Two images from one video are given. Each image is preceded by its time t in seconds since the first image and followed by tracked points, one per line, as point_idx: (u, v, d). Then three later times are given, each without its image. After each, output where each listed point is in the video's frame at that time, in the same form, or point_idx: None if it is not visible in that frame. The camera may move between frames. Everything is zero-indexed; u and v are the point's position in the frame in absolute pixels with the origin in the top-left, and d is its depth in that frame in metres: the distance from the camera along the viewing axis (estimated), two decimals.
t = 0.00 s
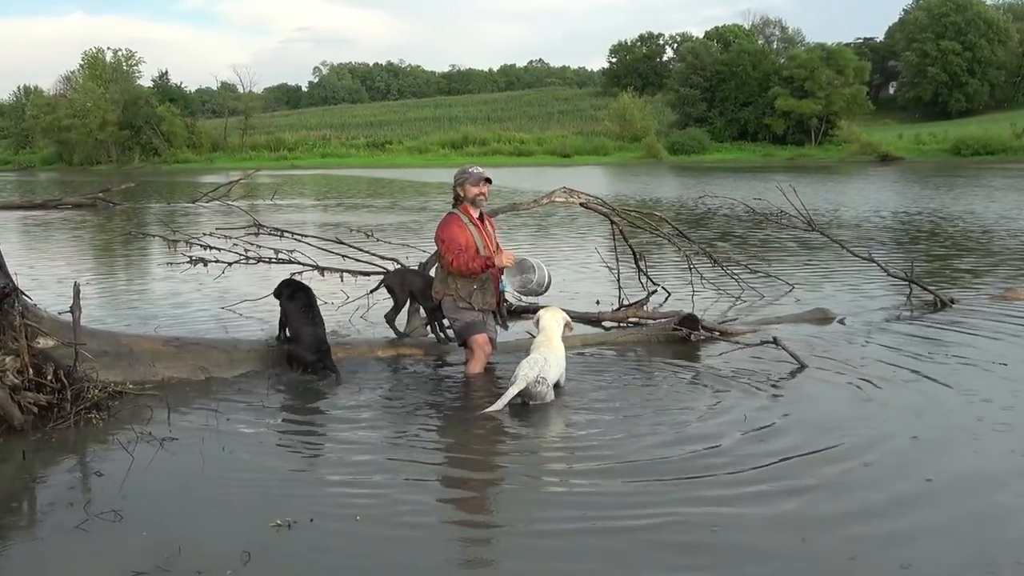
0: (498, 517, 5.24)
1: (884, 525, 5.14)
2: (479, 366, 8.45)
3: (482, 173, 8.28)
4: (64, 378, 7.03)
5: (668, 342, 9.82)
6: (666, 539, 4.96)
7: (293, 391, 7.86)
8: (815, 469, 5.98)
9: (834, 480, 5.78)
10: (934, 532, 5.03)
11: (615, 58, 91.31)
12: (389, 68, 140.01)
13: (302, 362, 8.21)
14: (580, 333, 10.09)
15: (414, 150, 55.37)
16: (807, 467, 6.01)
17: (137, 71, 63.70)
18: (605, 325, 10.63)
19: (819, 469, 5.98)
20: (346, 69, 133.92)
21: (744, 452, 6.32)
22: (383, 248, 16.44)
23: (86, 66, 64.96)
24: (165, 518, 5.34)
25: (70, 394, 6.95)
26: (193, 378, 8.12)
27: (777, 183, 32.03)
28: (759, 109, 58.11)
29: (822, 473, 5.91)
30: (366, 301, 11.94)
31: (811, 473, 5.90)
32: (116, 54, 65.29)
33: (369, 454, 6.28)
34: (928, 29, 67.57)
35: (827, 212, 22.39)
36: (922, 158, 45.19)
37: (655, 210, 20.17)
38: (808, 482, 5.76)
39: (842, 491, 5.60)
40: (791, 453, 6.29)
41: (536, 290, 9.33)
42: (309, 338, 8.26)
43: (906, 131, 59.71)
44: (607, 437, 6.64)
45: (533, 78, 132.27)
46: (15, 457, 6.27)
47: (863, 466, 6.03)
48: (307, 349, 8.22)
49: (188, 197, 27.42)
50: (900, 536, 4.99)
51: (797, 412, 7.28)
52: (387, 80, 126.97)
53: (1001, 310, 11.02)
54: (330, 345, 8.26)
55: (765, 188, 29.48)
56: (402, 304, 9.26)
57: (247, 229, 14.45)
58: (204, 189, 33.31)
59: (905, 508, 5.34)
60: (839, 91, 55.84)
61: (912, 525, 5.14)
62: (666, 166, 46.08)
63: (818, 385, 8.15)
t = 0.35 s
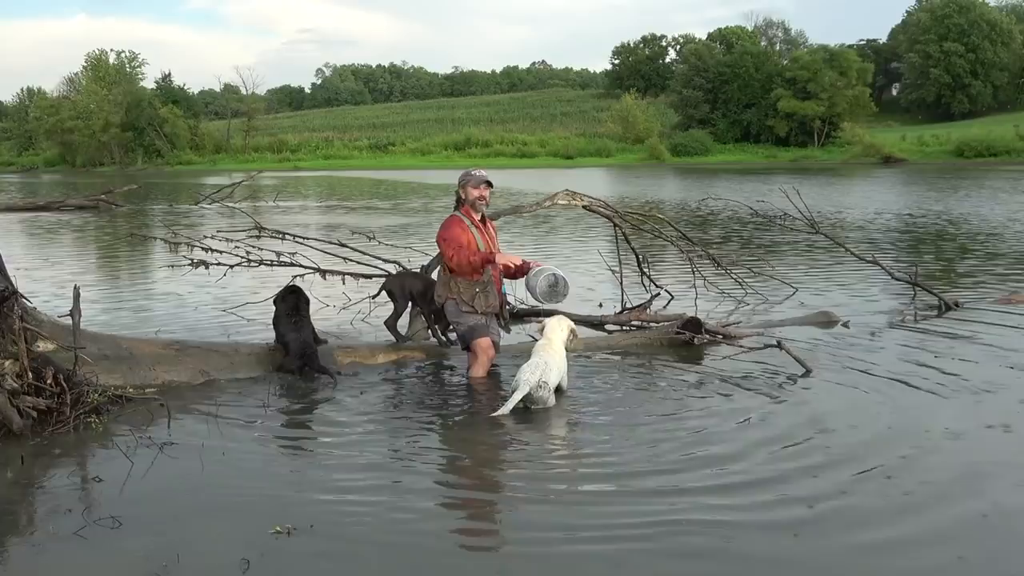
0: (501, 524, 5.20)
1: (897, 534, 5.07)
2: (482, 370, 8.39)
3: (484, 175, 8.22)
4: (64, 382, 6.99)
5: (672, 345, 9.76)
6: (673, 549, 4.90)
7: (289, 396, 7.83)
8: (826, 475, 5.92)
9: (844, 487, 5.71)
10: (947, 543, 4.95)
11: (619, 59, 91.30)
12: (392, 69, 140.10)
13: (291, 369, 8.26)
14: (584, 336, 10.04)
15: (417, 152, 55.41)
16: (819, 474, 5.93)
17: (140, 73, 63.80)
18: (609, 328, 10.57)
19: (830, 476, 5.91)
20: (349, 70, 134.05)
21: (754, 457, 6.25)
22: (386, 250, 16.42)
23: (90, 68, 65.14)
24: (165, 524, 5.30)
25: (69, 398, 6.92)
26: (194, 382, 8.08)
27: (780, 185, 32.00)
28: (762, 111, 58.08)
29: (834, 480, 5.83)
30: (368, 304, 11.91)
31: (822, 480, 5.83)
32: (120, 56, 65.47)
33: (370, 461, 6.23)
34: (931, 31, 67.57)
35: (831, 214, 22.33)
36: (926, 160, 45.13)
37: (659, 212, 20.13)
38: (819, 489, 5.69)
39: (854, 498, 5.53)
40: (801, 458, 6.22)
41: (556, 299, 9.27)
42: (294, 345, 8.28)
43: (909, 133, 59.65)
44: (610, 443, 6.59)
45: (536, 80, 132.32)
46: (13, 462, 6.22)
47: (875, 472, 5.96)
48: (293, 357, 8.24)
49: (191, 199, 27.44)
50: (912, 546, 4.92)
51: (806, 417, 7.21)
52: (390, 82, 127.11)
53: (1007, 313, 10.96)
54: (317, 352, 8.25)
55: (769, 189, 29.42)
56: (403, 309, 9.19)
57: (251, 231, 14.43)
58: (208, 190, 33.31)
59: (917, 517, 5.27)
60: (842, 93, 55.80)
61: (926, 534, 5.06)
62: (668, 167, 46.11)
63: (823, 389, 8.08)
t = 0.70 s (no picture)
0: (502, 528, 5.18)
1: (903, 538, 5.04)
2: (482, 371, 8.35)
3: (487, 176, 8.23)
4: (63, 385, 6.98)
5: (672, 347, 9.74)
6: (676, 553, 4.87)
7: (286, 398, 7.80)
8: (833, 479, 5.88)
9: (850, 492, 5.68)
10: (954, 549, 4.91)
11: (621, 60, 91.24)
12: (394, 70, 140.14)
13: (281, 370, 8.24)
14: (585, 337, 10.00)
15: (418, 152, 55.42)
16: (826, 479, 5.90)
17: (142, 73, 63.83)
18: (610, 329, 10.53)
19: (836, 480, 5.88)
20: (350, 70, 134.00)
21: (761, 461, 6.21)
22: (387, 251, 16.40)
23: (92, 68, 65.18)
24: (164, 526, 5.28)
25: (68, 399, 6.91)
26: (194, 384, 8.06)
27: (782, 185, 31.95)
28: (763, 111, 58.04)
29: (840, 484, 5.80)
30: (369, 305, 11.88)
31: (828, 484, 5.80)
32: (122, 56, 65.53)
33: (370, 464, 6.21)
34: (933, 31, 67.63)
35: (832, 215, 22.30)
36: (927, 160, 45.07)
37: (660, 212, 20.10)
38: (824, 493, 5.66)
39: (860, 503, 5.49)
40: (808, 462, 6.19)
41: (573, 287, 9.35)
42: (285, 346, 8.31)
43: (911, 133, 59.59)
44: (610, 446, 6.57)
45: (538, 81, 132.34)
46: (11, 464, 6.20)
47: (879, 476, 5.94)
48: (283, 358, 8.24)
49: (192, 200, 27.44)
50: (916, 550, 4.89)
51: (812, 419, 7.18)
52: (391, 82, 127.12)
53: (1010, 314, 10.93)
54: (307, 350, 8.25)
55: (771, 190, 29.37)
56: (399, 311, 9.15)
57: (251, 232, 14.42)
58: (210, 190, 33.27)
59: (923, 521, 5.24)
60: (844, 93, 55.74)
61: (930, 539, 5.03)
62: (670, 168, 46.08)
63: (823, 390, 8.05)
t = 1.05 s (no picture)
0: (501, 528, 5.17)
1: (909, 540, 4.98)
2: (483, 371, 8.29)
3: (485, 175, 8.19)
4: (62, 385, 6.95)
5: (673, 347, 9.70)
6: (679, 557, 4.81)
7: (284, 399, 7.74)
8: (840, 480, 5.84)
9: (850, 491, 5.64)
10: (962, 552, 4.85)
11: (623, 60, 91.20)
12: (396, 69, 140.20)
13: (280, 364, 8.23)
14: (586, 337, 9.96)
15: (420, 152, 55.42)
16: (831, 480, 5.86)
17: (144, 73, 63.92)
18: (611, 330, 10.48)
19: (844, 481, 5.83)
20: (353, 70, 133.95)
21: (767, 462, 6.17)
22: (388, 251, 16.36)
23: (94, 68, 65.22)
24: (162, 528, 5.24)
25: (67, 400, 6.88)
26: (193, 384, 8.02)
27: (783, 185, 31.89)
28: (766, 111, 57.96)
29: (847, 485, 5.75)
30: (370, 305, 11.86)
31: (835, 485, 5.75)
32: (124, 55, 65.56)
33: (369, 465, 6.19)
34: (936, 31, 67.57)
35: (835, 215, 22.25)
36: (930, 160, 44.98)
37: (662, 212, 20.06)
38: (830, 494, 5.61)
39: (865, 504, 5.45)
40: (813, 462, 6.15)
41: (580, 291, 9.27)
42: (283, 340, 8.31)
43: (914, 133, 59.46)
44: (611, 447, 6.52)
45: (540, 81, 132.34)
46: (9, 465, 6.18)
47: (880, 476, 5.90)
48: (281, 352, 8.24)
49: (194, 200, 27.47)
50: (922, 552, 4.84)
51: (819, 420, 7.12)
52: (394, 82, 127.08)
53: (1013, 315, 10.88)
54: (304, 344, 8.25)
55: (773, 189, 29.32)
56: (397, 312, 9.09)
57: (252, 231, 14.41)
58: (211, 190, 33.23)
59: (930, 523, 5.19)
60: (846, 93, 55.65)
61: (937, 541, 4.97)
62: (671, 167, 46.02)
63: (826, 391, 8.01)
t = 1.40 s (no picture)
0: (503, 531, 5.16)
1: (915, 548, 4.96)
2: (485, 373, 8.27)
3: (487, 176, 8.15)
4: (62, 385, 6.94)
5: (677, 348, 9.68)
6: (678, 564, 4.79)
7: (289, 400, 7.73)
8: (848, 485, 5.80)
9: (849, 495, 5.65)
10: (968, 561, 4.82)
11: (626, 60, 91.11)
12: (399, 70, 140.17)
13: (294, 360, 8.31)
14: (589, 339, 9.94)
15: (423, 152, 55.38)
16: (841, 484, 5.82)
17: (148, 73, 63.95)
18: (614, 330, 10.46)
19: (851, 486, 5.80)
20: (355, 70, 133.95)
21: (775, 466, 6.15)
22: (390, 251, 16.35)
23: (97, 68, 65.26)
24: (168, 529, 5.23)
25: (68, 400, 6.86)
26: (194, 385, 8.00)
27: (787, 185, 31.84)
28: (769, 111, 57.84)
29: (856, 490, 5.72)
30: (372, 305, 11.84)
31: (842, 490, 5.73)
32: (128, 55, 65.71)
33: (371, 466, 6.18)
34: (940, 31, 67.47)
35: (839, 215, 22.20)
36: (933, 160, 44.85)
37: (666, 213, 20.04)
38: (837, 500, 5.59)
39: (865, 508, 5.45)
40: (822, 467, 6.11)
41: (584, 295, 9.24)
42: (300, 338, 8.38)
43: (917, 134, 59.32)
44: (614, 448, 6.50)
45: (543, 81, 132.26)
46: (10, 465, 6.17)
47: (879, 479, 5.90)
48: (295, 348, 8.33)
49: (197, 200, 27.45)
50: (929, 562, 4.80)
51: (829, 423, 7.08)
52: (397, 82, 127.08)
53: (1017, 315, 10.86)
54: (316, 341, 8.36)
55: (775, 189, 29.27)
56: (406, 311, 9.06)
57: (255, 231, 14.40)
58: (214, 190, 33.19)
59: (936, 530, 5.15)
60: (850, 93, 55.52)
61: (945, 549, 4.94)
62: (674, 168, 45.93)
63: (830, 392, 7.99)
